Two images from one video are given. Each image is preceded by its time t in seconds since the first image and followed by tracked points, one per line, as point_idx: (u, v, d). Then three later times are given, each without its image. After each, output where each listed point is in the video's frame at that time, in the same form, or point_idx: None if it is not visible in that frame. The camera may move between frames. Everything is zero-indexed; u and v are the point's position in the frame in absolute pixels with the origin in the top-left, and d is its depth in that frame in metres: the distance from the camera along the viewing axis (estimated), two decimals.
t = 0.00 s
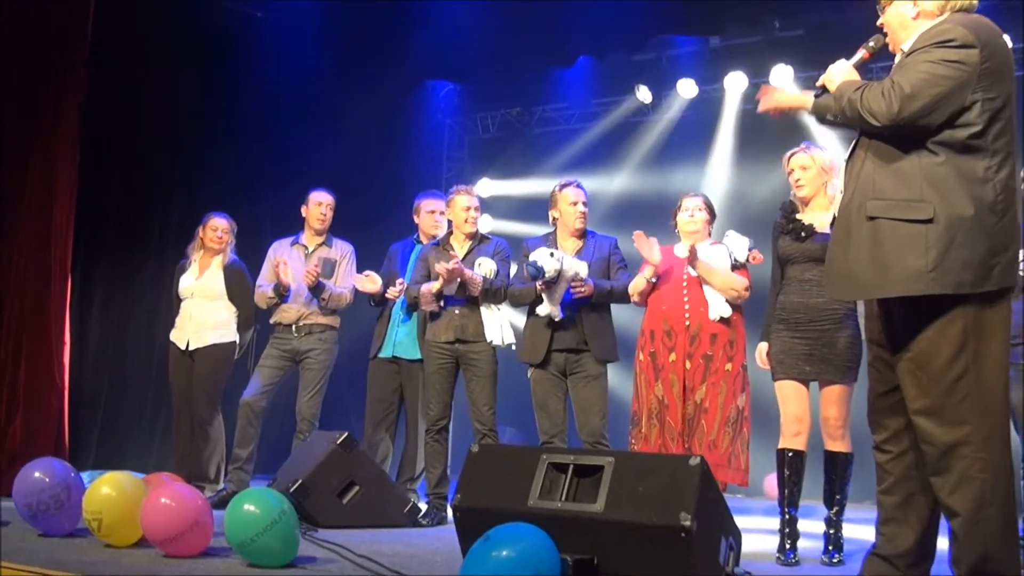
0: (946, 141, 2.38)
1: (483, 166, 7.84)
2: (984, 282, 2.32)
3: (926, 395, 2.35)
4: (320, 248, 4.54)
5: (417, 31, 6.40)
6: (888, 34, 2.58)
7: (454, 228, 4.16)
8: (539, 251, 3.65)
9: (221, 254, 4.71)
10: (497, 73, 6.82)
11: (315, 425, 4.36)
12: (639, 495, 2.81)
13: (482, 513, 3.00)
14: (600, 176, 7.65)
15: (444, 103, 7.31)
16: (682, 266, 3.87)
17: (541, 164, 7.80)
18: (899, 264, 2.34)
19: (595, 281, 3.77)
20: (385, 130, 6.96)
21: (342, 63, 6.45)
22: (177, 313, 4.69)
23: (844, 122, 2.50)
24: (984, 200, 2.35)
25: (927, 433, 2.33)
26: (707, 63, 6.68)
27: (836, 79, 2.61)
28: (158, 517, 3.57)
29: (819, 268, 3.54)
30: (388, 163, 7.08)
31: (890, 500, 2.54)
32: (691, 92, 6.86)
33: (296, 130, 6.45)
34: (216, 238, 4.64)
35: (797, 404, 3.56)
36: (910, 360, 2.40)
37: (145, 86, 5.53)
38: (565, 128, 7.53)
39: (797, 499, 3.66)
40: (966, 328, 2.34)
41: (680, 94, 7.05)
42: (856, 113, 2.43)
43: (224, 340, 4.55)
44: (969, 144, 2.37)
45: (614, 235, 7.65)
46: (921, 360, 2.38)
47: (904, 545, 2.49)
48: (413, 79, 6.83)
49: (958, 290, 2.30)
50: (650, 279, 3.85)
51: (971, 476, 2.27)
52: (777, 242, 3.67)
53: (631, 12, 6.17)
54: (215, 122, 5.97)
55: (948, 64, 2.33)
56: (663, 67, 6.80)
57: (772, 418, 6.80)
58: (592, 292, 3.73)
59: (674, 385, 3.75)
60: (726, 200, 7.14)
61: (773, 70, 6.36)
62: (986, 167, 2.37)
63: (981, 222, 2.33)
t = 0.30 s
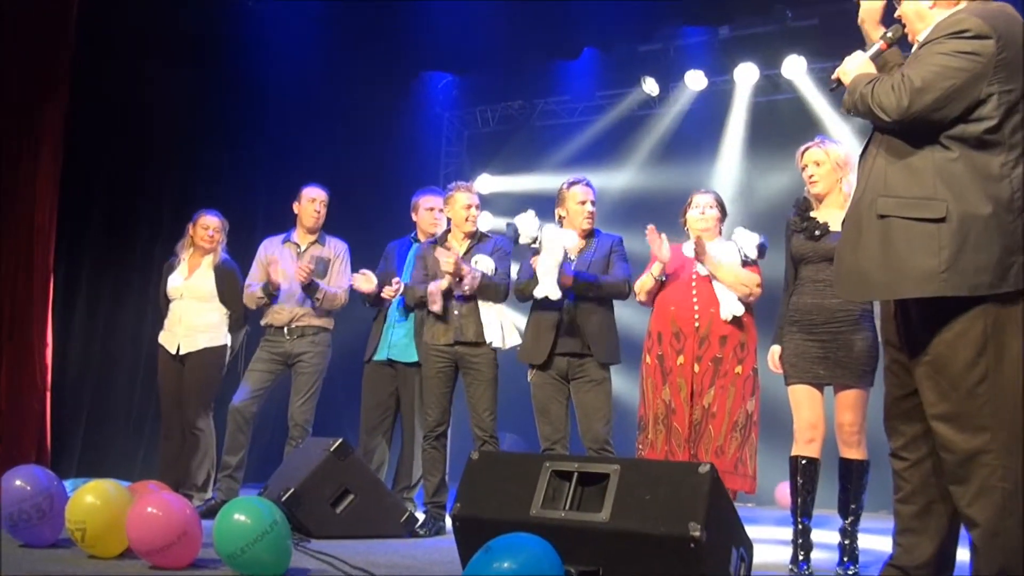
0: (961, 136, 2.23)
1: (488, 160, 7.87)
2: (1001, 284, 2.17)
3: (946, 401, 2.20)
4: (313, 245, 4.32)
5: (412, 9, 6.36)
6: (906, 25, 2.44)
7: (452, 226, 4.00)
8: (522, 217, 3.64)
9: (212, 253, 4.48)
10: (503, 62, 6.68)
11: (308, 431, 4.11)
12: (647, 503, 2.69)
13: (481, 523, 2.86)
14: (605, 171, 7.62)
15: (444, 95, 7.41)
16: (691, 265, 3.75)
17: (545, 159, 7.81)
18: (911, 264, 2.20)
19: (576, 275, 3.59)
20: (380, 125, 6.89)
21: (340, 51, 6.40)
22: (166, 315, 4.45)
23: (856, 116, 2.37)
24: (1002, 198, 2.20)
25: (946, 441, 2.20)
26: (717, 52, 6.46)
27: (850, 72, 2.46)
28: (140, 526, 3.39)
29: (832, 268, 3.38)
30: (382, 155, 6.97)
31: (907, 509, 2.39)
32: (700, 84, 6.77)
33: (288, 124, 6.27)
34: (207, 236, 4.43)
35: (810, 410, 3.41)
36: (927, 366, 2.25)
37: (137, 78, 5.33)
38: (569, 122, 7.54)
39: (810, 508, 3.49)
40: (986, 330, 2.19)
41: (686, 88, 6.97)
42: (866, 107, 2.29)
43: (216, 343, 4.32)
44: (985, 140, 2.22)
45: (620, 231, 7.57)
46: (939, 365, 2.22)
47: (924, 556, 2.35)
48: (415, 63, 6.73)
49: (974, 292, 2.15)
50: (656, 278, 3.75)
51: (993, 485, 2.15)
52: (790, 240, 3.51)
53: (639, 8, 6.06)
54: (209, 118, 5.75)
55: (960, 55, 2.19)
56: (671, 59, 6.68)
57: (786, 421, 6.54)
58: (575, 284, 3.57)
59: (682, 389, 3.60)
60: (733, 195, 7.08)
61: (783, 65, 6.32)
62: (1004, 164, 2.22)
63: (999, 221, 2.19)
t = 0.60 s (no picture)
0: (979, 130, 2.14)
1: (488, 156, 7.63)
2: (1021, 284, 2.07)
3: (961, 405, 2.10)
4: (306, 243, 4.18)
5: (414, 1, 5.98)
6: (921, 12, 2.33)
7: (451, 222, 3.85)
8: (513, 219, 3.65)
9: (205, 252, 4.22)
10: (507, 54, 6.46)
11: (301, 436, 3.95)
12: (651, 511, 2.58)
13: (480, 531, 2.75)
14: (608, 168, 7.41)
15: (441, 88, 7.12)
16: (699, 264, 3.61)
17: (547, 155, 7.57)
18: (926, 263, 2.10)
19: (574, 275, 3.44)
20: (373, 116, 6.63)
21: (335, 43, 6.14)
22: (156, 315, 4.18)
23: (870, 111, 2.29)
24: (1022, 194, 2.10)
25: (962, 448, 2.10)
26: (728, 43, 6.25)
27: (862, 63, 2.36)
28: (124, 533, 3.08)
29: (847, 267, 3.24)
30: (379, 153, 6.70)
31: (924, 516, 2.28)
32: (707, 77, 6.61)
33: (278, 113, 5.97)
34: (202, 235, 4.16)
35: (823, 414, 3.28)
36: (943, 369, 2.15)
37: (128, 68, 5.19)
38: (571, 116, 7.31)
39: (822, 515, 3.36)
40: (1005, 332, 2.08)
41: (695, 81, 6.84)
42: (880, 101, 2.22)
43: (212, 345, 4.09)
44: (1005, 133, 2.13)
45: (623, 229, 7.36)
46: (955, 368, 2.12)
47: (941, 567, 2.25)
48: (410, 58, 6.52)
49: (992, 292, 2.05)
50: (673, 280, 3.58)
51: (1011, 493, 2.04)
52: (802, 239, 3.36)
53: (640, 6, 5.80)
54: (202, 111, 5.59)
55: (977, 46, 2.10)
56: (678, 51, 6.47)
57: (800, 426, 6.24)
58: (573, 284, 3.42)
59: (689, 391, 3.47)
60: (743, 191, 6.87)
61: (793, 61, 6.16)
62: None
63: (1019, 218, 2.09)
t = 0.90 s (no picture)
0: (993, 125, 1.98)
1: (485, 152, 7.20)
2: None
3: (979, 412, 1.93)
4: (295, 241, 4.02)
5: (414, 2, 6.01)
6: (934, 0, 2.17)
7: (445, 219, 3.69)
8: (505, 225, 3.39)
9: (194, 251, 4.03)
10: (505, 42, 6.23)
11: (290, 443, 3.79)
12: (656, 523, 2.42)
13: (476, 543, 2.60)
14: (611, 163, 6.95)
15: (437, 79, 6.73)
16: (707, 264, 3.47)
17: (548, 149, 7.11)
18: (941, 265, 1.94)
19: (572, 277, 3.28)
20: (371, 109, 6.29)
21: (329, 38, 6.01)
22: (140, 316, 3.98)
23: (879, 108, 2.13)
24: None
25: (981, 457, 1.93)
26: (736, 30, 5.90)
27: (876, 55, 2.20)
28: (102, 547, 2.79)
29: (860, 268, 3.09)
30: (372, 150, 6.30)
31: (939, 528, 2.09)
32: (715, 67, 6.17)
33: (275, 110, 5.83)
34: (191, 233, 3.98)
35: (835, 421, 3.13)
36: (960, 374, 1.97)
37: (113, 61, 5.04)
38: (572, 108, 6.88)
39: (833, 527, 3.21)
40: None
41: (701, 72, 6.37)
42: (889, 95, 2.04)
43: (200, 349, 3.91)
44: (1021, 128, 1.97)
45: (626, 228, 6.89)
46: (973, 372, 1.95)
47: None
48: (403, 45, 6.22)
49: (1010, 295, 1.90)
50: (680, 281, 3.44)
51: None
52: (813, 239, 3.21)
53: None
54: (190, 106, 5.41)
55: (989, 37, 1.95)
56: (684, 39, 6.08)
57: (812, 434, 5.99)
58: (573, 286, 3.26)
59: (696, 397, 3.33)
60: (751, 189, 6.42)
61: (805, 52, 5.70)
62: None
63: None
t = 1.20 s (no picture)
0: (1000, 120, 1.87)
1: (481, 148, 6.96)
2: None
3: (985, 420, 1.82)
4: (282, 241, 3.88)
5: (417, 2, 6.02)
6: None
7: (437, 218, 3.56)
8: (494, 222, 3.25)
9: (180, 251, 3.91)
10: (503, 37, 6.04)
11: (277, 452, 3.64)
12: (659, 536, 2.29)
13: (469, 556, 2.48)
14: (612, 160, 6.75)
15: (431, 73, 6.48)
16: (711, 265, 3.34)
17: (547, 145, 6.90)
18: (944, 265, 1.82)
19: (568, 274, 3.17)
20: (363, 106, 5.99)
21: (318, 25, 5.74)
22: (124, 320, 3.84)
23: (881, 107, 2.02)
24: None
25: (987, 466, 1.82)
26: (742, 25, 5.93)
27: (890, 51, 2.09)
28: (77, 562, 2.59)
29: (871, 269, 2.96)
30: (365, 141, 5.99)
31: (949, 540, 1.95)
32: (720, 61, 6.00)
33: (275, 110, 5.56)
34: (176, 232, 3.86)
35: (845, 430, 3.00)
36: (966, 379, 1.87)
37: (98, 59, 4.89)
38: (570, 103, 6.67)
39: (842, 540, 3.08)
40: None
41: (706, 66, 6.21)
42: (890, 94, 1.94)
43: (184, 354, 3.77)
44: None
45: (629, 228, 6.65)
46: (978, 378, 1.85)
47: None
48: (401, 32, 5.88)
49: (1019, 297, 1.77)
50: (673, 280, 3.33)
51: None
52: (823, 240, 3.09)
53: None
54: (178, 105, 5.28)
55: (992, 30, 1.85)
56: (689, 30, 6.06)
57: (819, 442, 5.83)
58: (573, 284, 3.13)
59: (700, 406, 3.20)
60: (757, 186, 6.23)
61: (815, 42, 5.61)
62: None
63: None
